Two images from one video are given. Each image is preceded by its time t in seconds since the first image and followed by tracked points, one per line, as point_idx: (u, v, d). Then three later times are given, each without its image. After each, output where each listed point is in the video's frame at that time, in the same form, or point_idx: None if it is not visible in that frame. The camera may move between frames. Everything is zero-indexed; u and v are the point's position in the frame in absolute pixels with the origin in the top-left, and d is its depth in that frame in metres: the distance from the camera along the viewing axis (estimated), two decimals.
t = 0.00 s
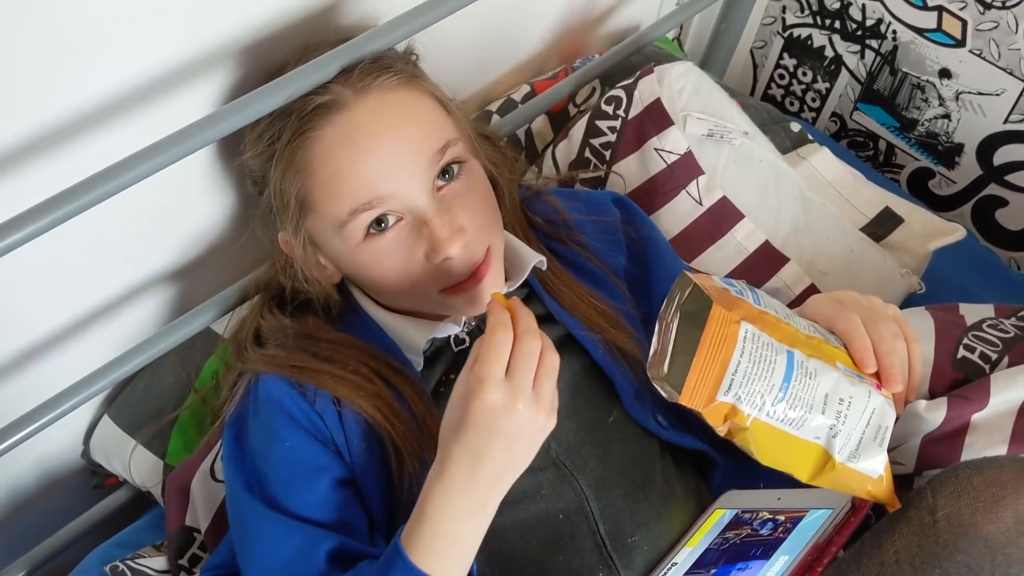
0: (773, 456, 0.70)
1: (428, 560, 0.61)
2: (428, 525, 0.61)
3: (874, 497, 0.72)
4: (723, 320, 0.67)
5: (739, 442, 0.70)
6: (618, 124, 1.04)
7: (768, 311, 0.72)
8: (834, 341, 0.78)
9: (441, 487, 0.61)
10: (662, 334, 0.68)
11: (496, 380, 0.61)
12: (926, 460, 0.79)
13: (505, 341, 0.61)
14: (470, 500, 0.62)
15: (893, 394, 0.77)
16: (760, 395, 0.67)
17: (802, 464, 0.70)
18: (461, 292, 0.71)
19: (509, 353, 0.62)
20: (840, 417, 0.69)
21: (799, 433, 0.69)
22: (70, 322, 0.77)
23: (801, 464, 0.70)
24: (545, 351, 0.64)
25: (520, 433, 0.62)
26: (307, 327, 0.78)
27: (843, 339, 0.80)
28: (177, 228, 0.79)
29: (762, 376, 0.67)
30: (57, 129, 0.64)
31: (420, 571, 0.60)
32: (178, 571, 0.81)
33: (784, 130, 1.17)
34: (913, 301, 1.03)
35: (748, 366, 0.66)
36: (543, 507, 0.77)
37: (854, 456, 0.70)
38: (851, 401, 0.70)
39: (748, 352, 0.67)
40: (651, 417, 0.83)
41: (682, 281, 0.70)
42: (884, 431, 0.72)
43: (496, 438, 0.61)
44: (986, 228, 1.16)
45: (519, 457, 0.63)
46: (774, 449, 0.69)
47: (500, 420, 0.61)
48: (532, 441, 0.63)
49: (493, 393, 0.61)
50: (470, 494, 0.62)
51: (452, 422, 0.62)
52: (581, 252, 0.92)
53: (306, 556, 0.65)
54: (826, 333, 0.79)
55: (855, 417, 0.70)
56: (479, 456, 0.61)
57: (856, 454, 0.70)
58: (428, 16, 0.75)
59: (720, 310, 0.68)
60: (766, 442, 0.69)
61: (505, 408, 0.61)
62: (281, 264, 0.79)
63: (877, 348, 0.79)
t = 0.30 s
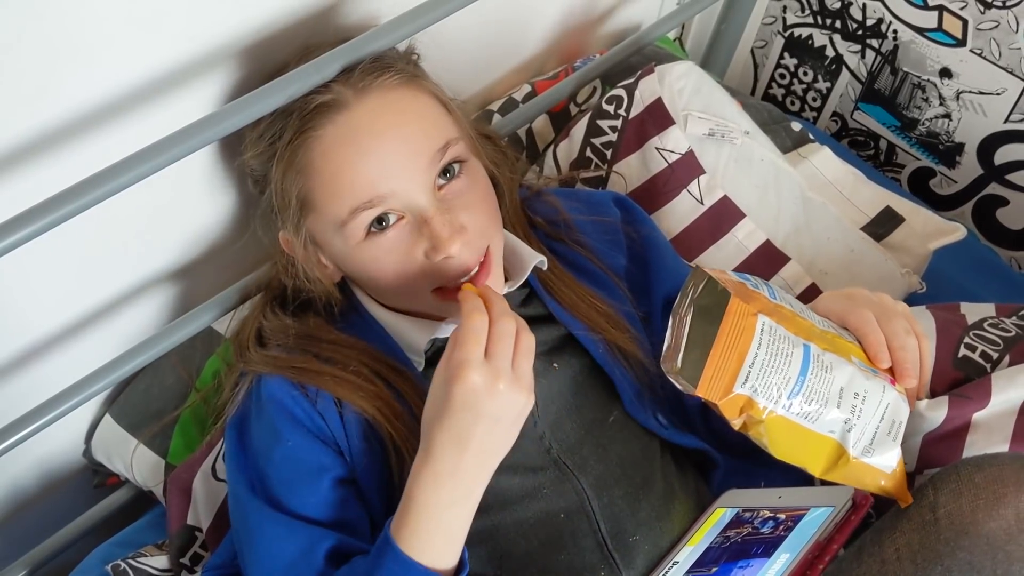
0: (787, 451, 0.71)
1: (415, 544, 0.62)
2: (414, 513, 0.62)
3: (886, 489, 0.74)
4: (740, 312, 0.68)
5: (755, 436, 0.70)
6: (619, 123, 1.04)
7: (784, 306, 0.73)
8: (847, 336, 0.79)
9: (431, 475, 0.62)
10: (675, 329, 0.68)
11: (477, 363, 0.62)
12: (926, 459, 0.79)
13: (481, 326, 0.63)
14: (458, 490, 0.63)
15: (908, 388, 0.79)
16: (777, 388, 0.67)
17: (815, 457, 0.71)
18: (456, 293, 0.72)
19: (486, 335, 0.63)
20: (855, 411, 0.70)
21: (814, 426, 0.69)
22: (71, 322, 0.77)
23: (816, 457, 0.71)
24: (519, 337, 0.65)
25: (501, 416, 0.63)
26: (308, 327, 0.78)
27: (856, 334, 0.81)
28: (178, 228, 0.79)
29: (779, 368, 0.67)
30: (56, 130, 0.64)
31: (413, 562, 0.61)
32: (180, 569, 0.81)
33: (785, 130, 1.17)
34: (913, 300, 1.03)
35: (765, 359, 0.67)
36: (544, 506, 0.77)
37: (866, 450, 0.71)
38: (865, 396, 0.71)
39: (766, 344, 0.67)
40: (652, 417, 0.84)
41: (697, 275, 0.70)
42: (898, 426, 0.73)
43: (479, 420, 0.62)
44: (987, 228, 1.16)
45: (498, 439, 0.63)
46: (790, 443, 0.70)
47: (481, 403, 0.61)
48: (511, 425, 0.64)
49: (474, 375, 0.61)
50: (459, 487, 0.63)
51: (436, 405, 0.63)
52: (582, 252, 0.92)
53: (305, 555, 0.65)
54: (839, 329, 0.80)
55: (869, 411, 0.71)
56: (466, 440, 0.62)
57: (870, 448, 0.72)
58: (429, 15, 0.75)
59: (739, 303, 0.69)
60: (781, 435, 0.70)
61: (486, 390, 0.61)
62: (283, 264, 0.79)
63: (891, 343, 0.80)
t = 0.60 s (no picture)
0: (786, 439, 0.69)
1: (416, 546, 0.62)
2: (415, 515, 0.63)
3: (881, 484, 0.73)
4: (749, 299, 0.64)
5: (755, 421, 0.68)
6: (620, 124, 1.04)
7: (792, 297, 0.69)
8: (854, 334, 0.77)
9: (430, 477, 0.62)
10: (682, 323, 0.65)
11: (475, 364, 0.62)
12: (926, 461, 0.79)
13: (477, 326, 0.63)
14: (458, 491, 0.63)
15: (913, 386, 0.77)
16: (781, 374, 0.65)
17: (813, 446, 0.69)
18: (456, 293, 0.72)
19: (484, 337, 0.63)
20: (858, 404, 0.68)
21: (815, 417, 0.67)
22: (72, 323, 0.77)
23: (814, 447, 0.69)
24: (517, 339, 0.65)
25: (502, 417, 0.63)
26: (309, 328, 0.78)
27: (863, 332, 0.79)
28: (179, 229, 0.79)
29: (784, 355, 0.65)
30: (58, 132, 0.64)
31: (411, 563, 0.61)
32: (181, 570, 0.80)
33: (785, 131, 1.17)
34: (913, 301, 1.03)
35: (771, 345, 0.64)
36: (546, 507, 0.77)
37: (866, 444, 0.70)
38: (869, 390, 0.69)
39: (772, 331, 0.64)
40: (652, 418, 0.83)
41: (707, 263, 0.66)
42: (899, 424, 0.72)
43: (480, 421, 0.62)
44: (987, 229, 1.16)
45: (497, 440, 0.63)
46: (788, 430, 0.68)
47: (480, 404, 0.62)
48: (510, 427, 0.64)
49: (473, 376, 0.61)
50: (460, 488, 0.63)
51: (435, 407, 0.63)
52: (582, 254, 0.92)
53: (305, 555, 0.66)
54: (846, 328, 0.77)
55: (872, 405, 0.69)
56: (465, 441, 0.62)
57: (870, 442, 0.70)
58: (430, 17, 0.75)
59: (747, 288, 0.64)
60: (782, 420, 0.68)
61: (485, 392, 0.62)
62: (285, 266, 0.79)
63: (899, 342, 0.79)
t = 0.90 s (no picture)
0: (803, 406, 0.68)
1: (419, 548, 0.62)
2: (418, 515, 0.63)
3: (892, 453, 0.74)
4: (766, 270, 0.66)
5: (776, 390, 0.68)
6: (621, 126, 1.04)
7: (806, 271, 0.71)
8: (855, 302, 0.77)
9: (435, 478, 0.62)
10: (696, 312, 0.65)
11: (479, 363, 0.62)
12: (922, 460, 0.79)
13: (483, 326, 0.63)
14: (462, 493, 0.63)
15: (917, 353, 0.77)
16: (807, 342, 0.65)
17: (833, 416, 0.69)
18: (457, 294, 0.72)
19: (487, 337, 0.63)
20: (875, 373, 0.69)
21: (836, 385, 0.67)
22: (74, 325, 0.77)
23: (834, 416, 0.69)
24: (520, 341, 0.66)
25: (506, 418, 0.63)
26: (312, 329, 0.78)
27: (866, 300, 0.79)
28: (181, 231, 0.79)
29: (809, 323, 0.65)
30: (59, 134, 0.64)
31: (416, 563, 0.62)
32: (182, 572, 0.80)
33: (786, 133, 1.17)
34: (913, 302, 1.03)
35: (795, 313, 0.64)
36: (547, 509, 0.77)
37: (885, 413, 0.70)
38: (884, 359, 0.70)
39: (794, 299, 0.65)
40: (654, 420, 0.83)
41: (714, 241, 0.70)
42: (912, 393, 0.73)
43: (485, 421, 0.62)
44: (988, 231, 1.16)
45: (500, 442, 0.63)
46: (809, 399, 0.68)
47: (484, 404, 0.62)
48: (513, 429, 0.64)
49: (477, 376, 0.62)
50: (463, 490, 0.63)
51: (440, 409, 0.63)
52: (583, 256, 0.92)
53: (308, 555, 0.66)
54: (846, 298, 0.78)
55: (887, 375, 0.70)
56: (469, 442, 0.62)
57: (885, 411, 0.70)
58: (431, 19, 0.75)
59: (766, 260, 0.67)
60: (801, 391, 0.67)
61: (489, 390, 0.62)
62: (286, 268, 0.79)
63: (902, 309, 0.78)
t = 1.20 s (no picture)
0: (818, 416, 0.68)
1: (419, 548, 0.62)
2: (417, 516, 0.62)
3: (911, 457, 0.72)
4: (778, 276, 0.65)
5: (791, 402, 0.67)
6: (622, 125, 1.04)
7: (814, 272, 0.70)
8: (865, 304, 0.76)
9: (434, 479, 0.62)
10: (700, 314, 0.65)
11: (484, 363, 0.62)
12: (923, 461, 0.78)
13: (487, 328, 0.63)
14: (462, 493, 0.63)
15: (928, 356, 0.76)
16: (820, 350, 0.64)
17: (849, 421, 0.68)
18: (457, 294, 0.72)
19: (492, 338, 0.63)
20: (890, 377, 0.69)
21: (851, 391, 0.67)
22: (74, 325, 0.77)
23: (851, 421, 0.68)
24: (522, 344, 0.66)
25: (505, 419, 0.63)
26: (312, 329, 0.78)
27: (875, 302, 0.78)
28: (181, 230, 0.79)
29: (821, 331, 0.64)
30: (58, 133, 0.64)
31: (416, 564, 0.61)
32: (182, 572, 0.80)
33: (787, 132, 1.17)
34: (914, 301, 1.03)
35: (808, 322, 0.64)
36: (548, 509, 0.77)
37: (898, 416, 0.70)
38: (898, 363, 0.70)
39: (807, 308, 0.64)
40: (654, 420, 0.83)
41: (720, 249, 0.66)
42: (927, 395, 0.73)
43: (485, 420, 0.62)
44: (989, 230, 1.16)
45: (500, 442, 0.63)
46: (825, 407, 0.67)
47: (485, 403, 0.61)
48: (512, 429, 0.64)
49: (482, 375, 0.61)
50: (462, 491, 0.63)
51: (441, 409, 0.63)
52: (584, 256, 0.92)
53: (309, 555, 0.66)
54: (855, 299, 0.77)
55: (902, 378, 0.70)
56: (469, 442, 0.62)
57: (900, 416, 0.70)
58: (432, 18, 0.75)
59: (778, 265, 0.66)
60: (815, 400, 0.66)
61: (495, 390, 0.62)
62: (286, 267, 0.79)
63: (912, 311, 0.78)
